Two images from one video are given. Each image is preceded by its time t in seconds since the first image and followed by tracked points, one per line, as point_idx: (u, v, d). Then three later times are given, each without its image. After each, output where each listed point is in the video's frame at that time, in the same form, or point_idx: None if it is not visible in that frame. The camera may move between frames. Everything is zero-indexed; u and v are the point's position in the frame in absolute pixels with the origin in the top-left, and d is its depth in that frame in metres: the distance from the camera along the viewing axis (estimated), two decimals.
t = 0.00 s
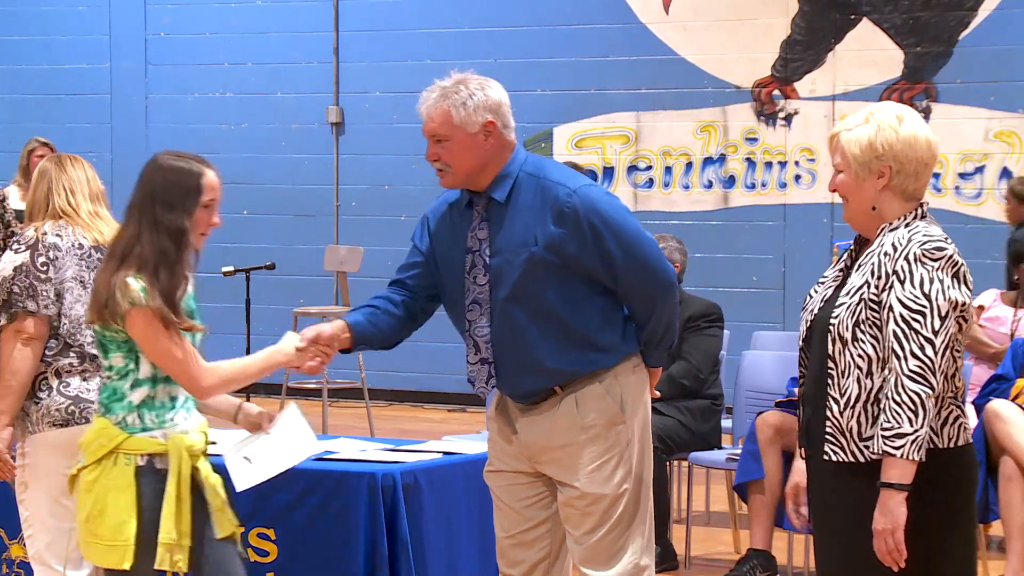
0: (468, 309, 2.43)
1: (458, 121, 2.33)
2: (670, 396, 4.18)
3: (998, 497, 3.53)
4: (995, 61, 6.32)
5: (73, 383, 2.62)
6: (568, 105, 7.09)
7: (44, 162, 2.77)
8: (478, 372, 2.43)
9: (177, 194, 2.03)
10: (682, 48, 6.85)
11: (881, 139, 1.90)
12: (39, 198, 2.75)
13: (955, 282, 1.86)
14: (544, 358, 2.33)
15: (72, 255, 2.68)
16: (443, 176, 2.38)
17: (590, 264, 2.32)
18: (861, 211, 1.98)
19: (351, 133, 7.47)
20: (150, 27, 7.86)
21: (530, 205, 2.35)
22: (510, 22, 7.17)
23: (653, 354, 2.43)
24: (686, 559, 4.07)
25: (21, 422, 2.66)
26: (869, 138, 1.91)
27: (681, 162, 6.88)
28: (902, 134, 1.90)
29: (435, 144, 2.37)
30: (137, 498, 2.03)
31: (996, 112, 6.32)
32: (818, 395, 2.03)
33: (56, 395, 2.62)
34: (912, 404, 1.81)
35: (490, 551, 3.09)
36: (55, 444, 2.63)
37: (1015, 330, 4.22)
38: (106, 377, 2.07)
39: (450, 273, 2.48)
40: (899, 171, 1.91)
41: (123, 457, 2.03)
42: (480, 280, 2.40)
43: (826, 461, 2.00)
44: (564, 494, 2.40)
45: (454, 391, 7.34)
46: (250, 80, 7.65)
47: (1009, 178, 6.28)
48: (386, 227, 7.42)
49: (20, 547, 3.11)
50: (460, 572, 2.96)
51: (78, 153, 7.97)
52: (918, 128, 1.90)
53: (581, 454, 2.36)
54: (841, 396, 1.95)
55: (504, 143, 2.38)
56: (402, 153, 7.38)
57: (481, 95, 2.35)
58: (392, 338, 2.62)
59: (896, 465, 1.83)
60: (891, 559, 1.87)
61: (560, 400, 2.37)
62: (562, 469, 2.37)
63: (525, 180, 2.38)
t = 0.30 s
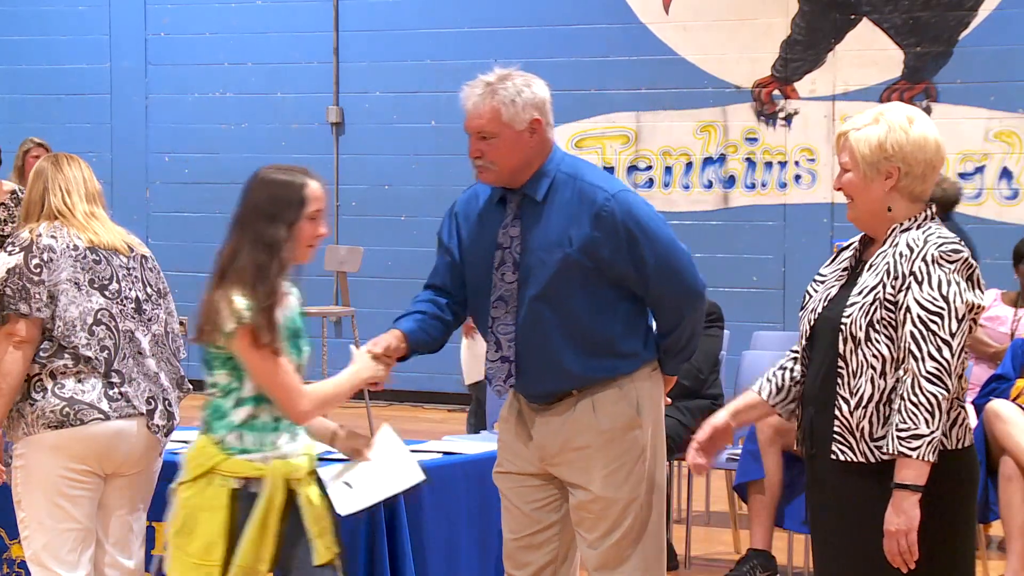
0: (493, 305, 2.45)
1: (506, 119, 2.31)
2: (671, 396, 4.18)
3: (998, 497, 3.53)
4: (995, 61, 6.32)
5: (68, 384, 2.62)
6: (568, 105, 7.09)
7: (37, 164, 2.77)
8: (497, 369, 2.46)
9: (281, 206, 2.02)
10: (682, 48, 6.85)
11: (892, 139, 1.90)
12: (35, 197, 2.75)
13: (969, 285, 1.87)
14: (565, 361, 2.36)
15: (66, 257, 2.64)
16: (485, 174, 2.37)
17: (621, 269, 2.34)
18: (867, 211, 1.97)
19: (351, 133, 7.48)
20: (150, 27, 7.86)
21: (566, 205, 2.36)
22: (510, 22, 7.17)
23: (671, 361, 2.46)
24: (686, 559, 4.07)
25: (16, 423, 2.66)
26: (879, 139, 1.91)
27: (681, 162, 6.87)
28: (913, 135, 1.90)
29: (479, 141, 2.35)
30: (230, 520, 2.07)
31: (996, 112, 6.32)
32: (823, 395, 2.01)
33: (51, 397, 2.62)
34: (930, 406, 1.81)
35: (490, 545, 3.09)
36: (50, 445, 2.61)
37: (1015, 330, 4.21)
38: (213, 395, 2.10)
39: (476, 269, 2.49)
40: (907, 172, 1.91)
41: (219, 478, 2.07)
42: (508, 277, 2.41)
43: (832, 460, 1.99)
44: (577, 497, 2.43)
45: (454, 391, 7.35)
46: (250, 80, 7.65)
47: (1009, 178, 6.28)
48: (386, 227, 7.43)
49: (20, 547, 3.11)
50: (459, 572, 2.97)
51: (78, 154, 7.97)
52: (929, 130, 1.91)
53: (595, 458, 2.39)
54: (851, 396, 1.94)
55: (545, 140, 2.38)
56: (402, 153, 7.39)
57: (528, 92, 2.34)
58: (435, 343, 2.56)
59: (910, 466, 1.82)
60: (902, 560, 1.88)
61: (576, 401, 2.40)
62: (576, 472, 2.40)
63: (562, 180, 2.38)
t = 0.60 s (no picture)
0: (532, 297, 2.50)
1: (573, 115, 2.34)
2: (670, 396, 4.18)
3: (998, 497, 3.53)
4: (995, 61, 6.32)
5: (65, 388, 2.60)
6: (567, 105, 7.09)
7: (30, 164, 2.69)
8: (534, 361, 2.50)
9: (399, 200, 2.04)
10: (682, 48, 6.84)
11: (894, 139, 1.90)
12: (31, 195, 2.67)
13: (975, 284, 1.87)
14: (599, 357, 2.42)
15: (65, 266, 2.58)
16: (549, 170, 2.41)
17: (662, 267, 2.41)
18: (864, 210, 1.97)
19: (351, 133, 7.48)
20: (151, 27, 7.86)
21: (616, 202, 2.43)
22: (510, 22, 7.16)
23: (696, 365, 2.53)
24: (686, 559, 4.07)
25: (14, 425, 2.64)
26: (881, 138, 1.91)
27: (681, 162, 6.87)
28: (914, 136, 1.90)
29: (544, 139, 2.36)
30: (362, 514, 2.06)
31: (996, 112, 6.32)
32: (831, 397, 1.99)
33: (50, 401, 2.60)
34: (945, 407, 1.81)
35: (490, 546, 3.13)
36: (45, 446, 2.61)
37: (1015, 331, 4.20)
38: (323, 390, 2.11)
39: (515, 263, 2.54)
40: (907, 173, 1.91)
41: (341, 472, 2.06)
42: (549, 270, 2.47)
43: (843, 463, 1.99)
44: (598, 499, 2.47)
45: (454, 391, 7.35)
46: (250, 80, 7.65)
47: (1009, 178, 6.28)
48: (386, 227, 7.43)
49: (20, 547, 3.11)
50: (460, 572, 2.97)
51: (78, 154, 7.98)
52: (930, 131, 1.90)
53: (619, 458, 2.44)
54: (862, 399, 1.93)
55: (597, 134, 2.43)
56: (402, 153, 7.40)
57: (583, 90, 2.34)
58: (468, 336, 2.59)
59: (925, 468, 1.83)
60: (917, 562, 1.90)
61: (600, 399, 2.45)
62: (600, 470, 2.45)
63: (611, 176, 2.46)
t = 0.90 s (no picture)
0: (554, 291, 2.48)
1: (610, 106, 2.36)
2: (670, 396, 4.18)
3: (999, 497, 3.53)
4: (995, 61, 6.32)
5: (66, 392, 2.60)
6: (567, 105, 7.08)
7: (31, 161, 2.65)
8: (555, 355, 2.48)
9: (481, 200, 1.90)
10: (682, 48, 6.85)
11: (893, 141, 1.91)
12: (37, 203, 2.65)
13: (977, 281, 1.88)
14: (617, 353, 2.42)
15: (67, 273, 2.57)
16: (586, 161, 2.42)
17: (686, 266, 2.41)
18: (857, 212, 1.97)
19: (351, 133, 7.48)
20: (151, 27, 7.86)
21: (642, 198, 2.44)
22: (510, 22, 7.16)
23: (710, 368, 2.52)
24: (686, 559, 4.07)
25: (11, 428, 2.62)
26: (880, 139, 1.92)
27: (681, 162, 6.88)
28: (912, 138, 1.92)
29: (582, 130, 2.39)
30: (456, 524, 1.93)
31: (996, 112, 6.32)
32: (847, 407, 1.98)
33: (50, 404, 2.59)
34: (963, 407, 1.81)
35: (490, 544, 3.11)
36: (43, 447, 2.59)
37: (1014, 331, 4.21)
38: (411, 397, 1.96)
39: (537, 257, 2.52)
40: (903, 175, 1.92)
41: (436, 482, 1.92)
42: (573, 263, 2.46)
43: (866, 474, 1.97)
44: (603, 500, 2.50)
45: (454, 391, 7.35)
46: (250, 80, 7.65)
47: (1009, 178, 6.28)
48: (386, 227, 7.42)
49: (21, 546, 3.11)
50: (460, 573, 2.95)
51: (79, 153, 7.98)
52: (925, 134, 1.93)
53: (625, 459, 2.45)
54: (881, 407, 1.92)
55: (627, 128, 2.45)
56: (401, 153, 7.39)
57: (617, 83, 2.37)
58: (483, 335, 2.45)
59: (949, 471, 1.83)
60: (942, 563, 1.89)
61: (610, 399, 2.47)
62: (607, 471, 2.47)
63: (637, 173, 2.47)
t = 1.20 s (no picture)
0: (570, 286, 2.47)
1: (632, 102, 2.35)
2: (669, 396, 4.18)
3: (998, 497, 3.54)
4: (995, 62, 6.32)
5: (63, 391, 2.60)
6: (567, 105, 7.07)
7: (27, 162, 2.68)
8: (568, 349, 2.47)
9: (570, 200, 1.73)
10: (682, 48, 6.85)
11: (903, 141, 1.92)
12: (39, 206, 2.67)
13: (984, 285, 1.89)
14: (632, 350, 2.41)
15: (62, 272, 2.57)
16: (606, 155, 2.40)
17: (701, 266, 2.41)
18: (869, 213, 1.96)
19: (351, 133, 7.47)
20: (150, 27, 7.86)
21: (661, 197, 2.44)
22: (510, 22, 7.16)
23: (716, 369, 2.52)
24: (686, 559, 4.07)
25: (9, 428, 2.62)
26: (890, 139, 1.92)
27: (681, 162, 6.88)
28: (919, 137, 1.93)
29: (604, 124, 2.37)
30: (525, 539, 1.78)
31: (996, 112, 6.32)
32: (852, 408, 1.98)
33: (48, 404, 2.59)
34: (975, 409, 1.82)
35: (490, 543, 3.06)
36: (42, 448, 2.59)
37: (1013, 331, 4.22)
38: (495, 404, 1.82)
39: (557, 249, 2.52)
40: (913, 174, 1.93)
41: (508, 493, 1.78)
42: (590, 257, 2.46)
43: (871, 475, 1.97)
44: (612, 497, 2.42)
45: (454, 391, 7.36)
46: (250, 80, 7.65)
47: (1009, 178, 6.28)
48: (386, 227, 7.43)
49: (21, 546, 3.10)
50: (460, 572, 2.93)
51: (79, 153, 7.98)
52: (931, 132, 1.94)
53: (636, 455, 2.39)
54: (888, 408, 1.92)
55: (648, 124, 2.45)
56: (401, 153, 7.39)
57: (642, 79, 2.37)
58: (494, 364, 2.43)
59: (965, 473, 1.83)
60: (963, 567, 1.87)
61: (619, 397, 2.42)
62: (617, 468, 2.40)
63: (656, 172, 2.47)
